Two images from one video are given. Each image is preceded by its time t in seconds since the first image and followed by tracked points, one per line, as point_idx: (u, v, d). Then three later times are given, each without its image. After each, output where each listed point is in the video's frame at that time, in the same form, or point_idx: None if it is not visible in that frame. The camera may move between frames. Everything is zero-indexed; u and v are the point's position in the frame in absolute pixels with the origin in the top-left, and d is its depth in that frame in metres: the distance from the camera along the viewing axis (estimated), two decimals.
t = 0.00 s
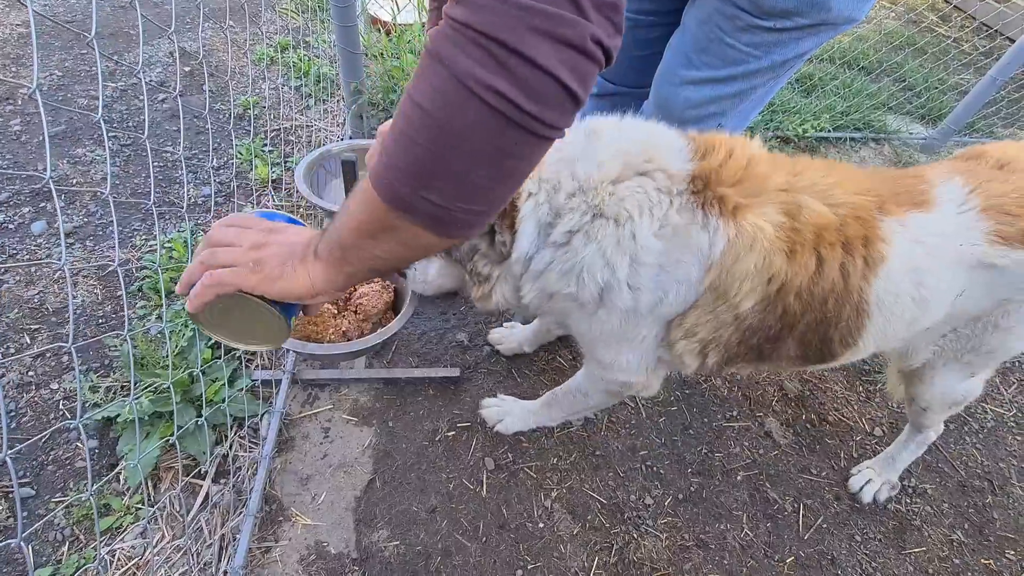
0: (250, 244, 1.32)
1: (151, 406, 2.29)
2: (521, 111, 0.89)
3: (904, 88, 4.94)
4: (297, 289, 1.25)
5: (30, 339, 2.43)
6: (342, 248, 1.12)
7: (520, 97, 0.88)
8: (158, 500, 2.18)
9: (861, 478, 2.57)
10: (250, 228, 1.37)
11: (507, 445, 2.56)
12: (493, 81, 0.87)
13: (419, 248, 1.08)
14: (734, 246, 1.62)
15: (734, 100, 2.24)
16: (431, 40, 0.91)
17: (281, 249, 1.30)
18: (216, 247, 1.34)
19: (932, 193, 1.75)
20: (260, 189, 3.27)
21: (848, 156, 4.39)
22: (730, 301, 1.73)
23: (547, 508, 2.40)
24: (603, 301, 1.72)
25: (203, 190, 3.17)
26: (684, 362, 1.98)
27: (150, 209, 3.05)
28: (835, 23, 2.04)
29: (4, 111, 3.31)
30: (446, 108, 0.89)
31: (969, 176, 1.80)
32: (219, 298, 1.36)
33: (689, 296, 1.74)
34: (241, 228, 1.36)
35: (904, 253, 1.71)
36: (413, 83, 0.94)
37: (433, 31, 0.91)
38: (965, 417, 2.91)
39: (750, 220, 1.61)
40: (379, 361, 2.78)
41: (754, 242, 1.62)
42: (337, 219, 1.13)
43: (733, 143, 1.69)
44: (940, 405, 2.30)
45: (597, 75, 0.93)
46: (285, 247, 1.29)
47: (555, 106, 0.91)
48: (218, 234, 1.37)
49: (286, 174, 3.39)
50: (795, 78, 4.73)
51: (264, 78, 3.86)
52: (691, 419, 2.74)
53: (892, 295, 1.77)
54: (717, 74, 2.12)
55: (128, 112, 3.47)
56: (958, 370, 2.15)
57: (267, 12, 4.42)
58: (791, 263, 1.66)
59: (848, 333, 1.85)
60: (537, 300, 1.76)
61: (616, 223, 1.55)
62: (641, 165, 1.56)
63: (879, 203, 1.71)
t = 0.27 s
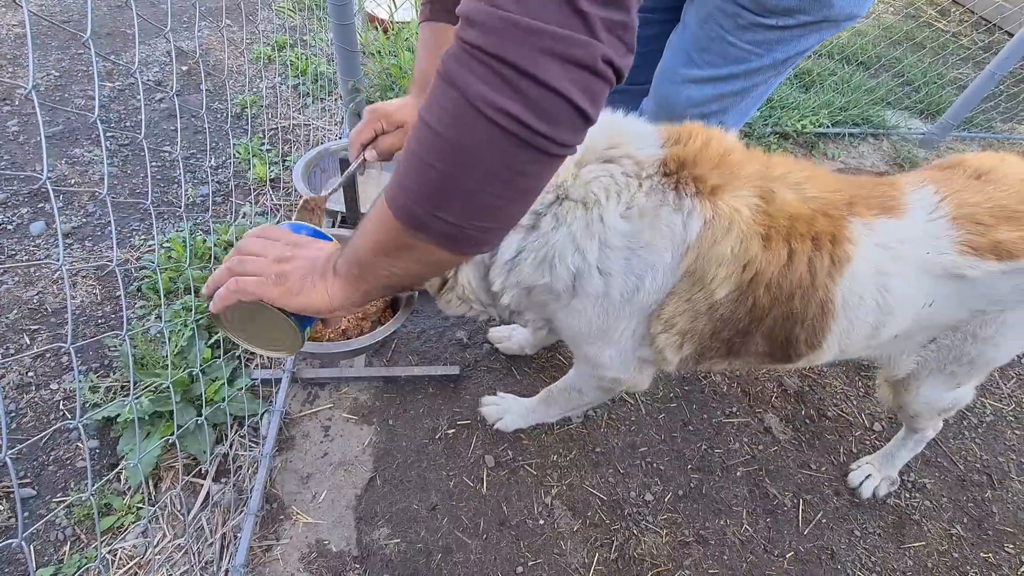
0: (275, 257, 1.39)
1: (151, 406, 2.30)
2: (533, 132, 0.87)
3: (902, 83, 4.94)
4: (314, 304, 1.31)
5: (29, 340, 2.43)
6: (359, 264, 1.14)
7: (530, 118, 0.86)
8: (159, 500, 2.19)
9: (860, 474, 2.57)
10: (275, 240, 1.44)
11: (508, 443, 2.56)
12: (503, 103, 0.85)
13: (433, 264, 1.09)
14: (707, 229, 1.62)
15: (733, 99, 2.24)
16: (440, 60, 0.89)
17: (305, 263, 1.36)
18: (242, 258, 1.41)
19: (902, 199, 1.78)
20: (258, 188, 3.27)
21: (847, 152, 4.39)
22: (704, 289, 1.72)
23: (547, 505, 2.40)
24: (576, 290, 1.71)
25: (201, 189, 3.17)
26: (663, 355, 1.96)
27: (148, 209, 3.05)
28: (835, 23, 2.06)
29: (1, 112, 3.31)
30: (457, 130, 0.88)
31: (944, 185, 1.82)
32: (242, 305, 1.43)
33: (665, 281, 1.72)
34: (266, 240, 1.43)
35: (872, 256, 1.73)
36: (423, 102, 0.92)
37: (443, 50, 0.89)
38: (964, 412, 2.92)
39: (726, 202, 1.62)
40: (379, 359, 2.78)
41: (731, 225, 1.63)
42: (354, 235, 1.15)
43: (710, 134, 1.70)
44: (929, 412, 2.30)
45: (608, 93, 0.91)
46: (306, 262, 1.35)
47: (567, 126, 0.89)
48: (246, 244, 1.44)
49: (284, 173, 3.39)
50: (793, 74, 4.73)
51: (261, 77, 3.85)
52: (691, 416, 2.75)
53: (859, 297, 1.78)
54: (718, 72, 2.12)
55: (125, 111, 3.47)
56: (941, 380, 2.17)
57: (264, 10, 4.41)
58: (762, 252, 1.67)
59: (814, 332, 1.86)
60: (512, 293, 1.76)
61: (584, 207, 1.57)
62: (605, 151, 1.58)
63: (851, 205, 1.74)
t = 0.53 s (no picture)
0: (244, 224, 1.38)
1: (154, 406, 2.31)
2: (454, 132, 0.87)
3: (902, 80, 4.94)
4: (260, 279, 1.29)
5: (33, 341, 2.45)
6: (302, 253, 1.12)
7: (453, 120, 0.86)
8: (163, 499, 2.20)
9: (859, 470, 2.59)
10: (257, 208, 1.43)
11: (509, 441, 2.58)
12: (426, 104, 0.85)
13: (370, 257, 1.08)
14: (679, 245, 1.57)
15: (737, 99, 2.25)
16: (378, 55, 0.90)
17: (265, 237, 1.35)
18: (221, 217, 1.42)
19: (866, 223, 1.79)
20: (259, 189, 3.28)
21: (846, 149, 4.40)
22: (673, 307, 1.70)
23: (548, 503, 2.42)
24: (536, 304, 1.66)
25: (202, 190, 3.18)
26: (634, 371, 1.93)
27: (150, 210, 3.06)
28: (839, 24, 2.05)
29: (2, 114, 3.32)
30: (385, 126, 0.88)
31: (911, 204, 1.83)
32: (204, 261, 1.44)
33: (632, 299, 1.67)
34: (247, 207, 1.43)
35: (827, 282, 1.76)
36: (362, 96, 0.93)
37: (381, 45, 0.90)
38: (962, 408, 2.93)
39: (697, 219, 1.57)
40: (380, 359, 2.79)
41: (704, 246, 1.60)
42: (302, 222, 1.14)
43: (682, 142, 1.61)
44: (913, 419, 2.35)
45: (535, 104, 0.90)
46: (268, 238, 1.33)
47: (489, 130, 0.88)
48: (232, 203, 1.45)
49: (285, 173, 3.40)
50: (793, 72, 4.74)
51: (261, 77, 3.86)
52: (691, 414, 2.76)
53: (811, 320, 1.82)
54: (719, 75, 2.13)
55: (126, 112, 3.48)
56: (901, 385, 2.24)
57: (263, 10, 4.42)
58: (725, 278, 1.67)
59: (765, 349, 1.91)
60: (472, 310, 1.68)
61: (534, 222, 1.47)
62: (555, 165, 1.45)
63: (813, 228, 1.75)
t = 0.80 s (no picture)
0: (254, 242, 1.31)
1: (156, 405, 2.32)
2: (488, 146, 0.88)
3: (902, 79, 4.94)
4: (287, 299, 1.23)
5: (35, 340, 2.46)
6: (332, 266, 1.12)
7: (487, 134, 0.87)
8: (166, 497, 2.21)
9: (858, 469, 2.59)
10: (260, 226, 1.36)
11: (510, 439, 2.59)
12: (461, 120, 0.86)
13: (404, 266, 1.08)
14: (636, 223, 1.56)
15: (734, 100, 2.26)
16: (404, 73, 0.91)
17: (282, 253, 1.28)
18: (225, 241, 1.32)
19: (838, 205, 1.77)
20: (260, 188, 3.29)
21: (847, 148, 4.40)
22: (638, 289, 1.68)
23: (548, 501, 2.43)
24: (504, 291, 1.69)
25: (203, 189, 3.19)
26: (608, 360, 1.90)
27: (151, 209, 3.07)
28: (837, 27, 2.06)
29: (3, 113, 3.32)
30: (418, 142, 0.89)
31: (882, 187, 1.80)
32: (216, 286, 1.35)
33: (596, 280, 1.67)
34: (250, 225, 1.35)
35: (798, 263, 1.73)
36: (390, 112, 0.93)
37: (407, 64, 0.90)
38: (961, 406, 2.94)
39: (654, 195, 1.56)
40: (381, 357, 2.80)
41: (665, 222, 1.58)
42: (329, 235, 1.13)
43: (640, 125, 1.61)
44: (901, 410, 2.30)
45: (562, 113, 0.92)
46: (285, 254, 1.27)
47: (521, 141, 0.89)
48: (230, 224, 1.36)
49: (286, 172, 3.40)
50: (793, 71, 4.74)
51: (262, 76, 3.86)
52: (691, 412, 2.77)
53: (784, 303, 1.79)
54: (717, 74, 2.14)
55: (127, 111, 3.48)
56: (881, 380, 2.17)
57: (264, 9, 4.42)
58: (690, 258, 1.65)
59: (740, 335, 1.87)
60: (444, 299, 1.71)
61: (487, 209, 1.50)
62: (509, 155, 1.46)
63: (781, 210, 1.73)
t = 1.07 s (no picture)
0: (284, 295, 1.13)
1: (156, 404, 2.32)
2: (567, 155, 0.93)
3: (902, 76, 4.94)
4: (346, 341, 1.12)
5: (34, 339, 2.46)
6: (391, 293, 1.07)
7: (562, 145, 0.92)
8: (166, 496, 2.22)
9: (856, 466, 2.60)
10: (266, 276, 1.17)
11: (509, 437, 2.59)
12: (539, 133, 0.90)
13: (466, 279, 1.08)
14: (620, 193, 1.55)
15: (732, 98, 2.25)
16: (467, 95, 0.93)
17: (323, 294, 1.13)
18: (239, 309, 1.13)
19: (812, 175, 1.77)
20: (259, 187, 3.29)
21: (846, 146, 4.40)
22: (626, 263, 1.67)
23: (548, 499, 2.43)
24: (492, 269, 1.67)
25: (202, 188, 3.19)
26: (600, 338, 1.89)
27: (150, 208, 3.07)
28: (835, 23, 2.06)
29: (1, 112, 3.32)
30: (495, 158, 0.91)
31: (855, 159, 1.80)
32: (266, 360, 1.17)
33: (583, 255, 1.66)
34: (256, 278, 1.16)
35: (778, 233, 1.73)
36: (452, 133, 0.94)
37: (469, 87, 0.93)
38: (960, 404, 2.95)
39: (636, 166, 1.57)
40: (380, 356, 2.80)
41: (649, 192, 1.58)
42: (373, 263, 1.07)
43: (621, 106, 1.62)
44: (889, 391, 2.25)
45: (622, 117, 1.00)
46: (317, 293, 1.13)
47: (593, 147, 0.96)
48: (234, 288, 1.17)
49: (285, 171, 3.40)
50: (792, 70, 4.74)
51: (261, 74, 3.85)
52: (690, 410, 2.78)
53: (767, 270, 1.78)
54: (717, 72, 2.14)
55: (125, 110, 3.48)
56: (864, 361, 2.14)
57: (263, 8, 4.41)
58: (674, 227, 1.66)
59: (728, 307, 1.86)
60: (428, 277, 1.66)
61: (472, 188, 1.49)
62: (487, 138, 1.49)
63: (758, 181, 1.74)
